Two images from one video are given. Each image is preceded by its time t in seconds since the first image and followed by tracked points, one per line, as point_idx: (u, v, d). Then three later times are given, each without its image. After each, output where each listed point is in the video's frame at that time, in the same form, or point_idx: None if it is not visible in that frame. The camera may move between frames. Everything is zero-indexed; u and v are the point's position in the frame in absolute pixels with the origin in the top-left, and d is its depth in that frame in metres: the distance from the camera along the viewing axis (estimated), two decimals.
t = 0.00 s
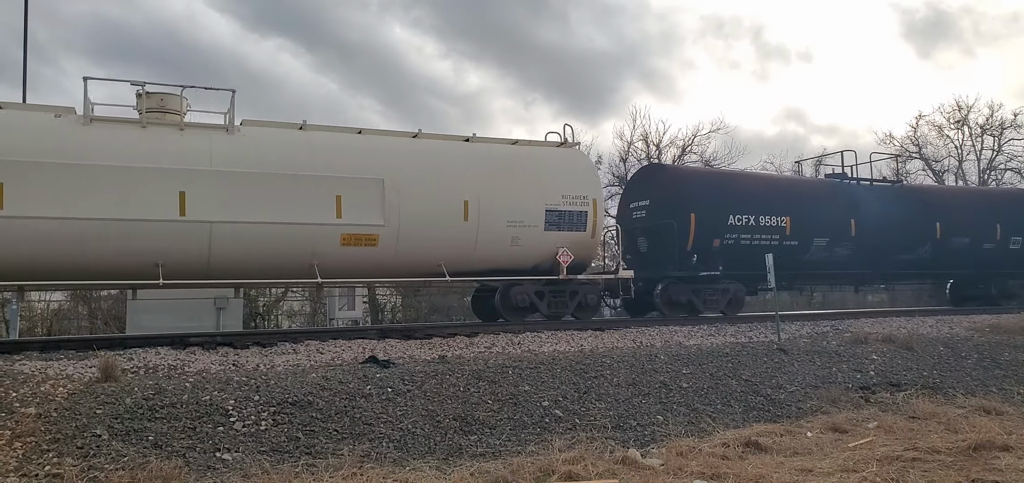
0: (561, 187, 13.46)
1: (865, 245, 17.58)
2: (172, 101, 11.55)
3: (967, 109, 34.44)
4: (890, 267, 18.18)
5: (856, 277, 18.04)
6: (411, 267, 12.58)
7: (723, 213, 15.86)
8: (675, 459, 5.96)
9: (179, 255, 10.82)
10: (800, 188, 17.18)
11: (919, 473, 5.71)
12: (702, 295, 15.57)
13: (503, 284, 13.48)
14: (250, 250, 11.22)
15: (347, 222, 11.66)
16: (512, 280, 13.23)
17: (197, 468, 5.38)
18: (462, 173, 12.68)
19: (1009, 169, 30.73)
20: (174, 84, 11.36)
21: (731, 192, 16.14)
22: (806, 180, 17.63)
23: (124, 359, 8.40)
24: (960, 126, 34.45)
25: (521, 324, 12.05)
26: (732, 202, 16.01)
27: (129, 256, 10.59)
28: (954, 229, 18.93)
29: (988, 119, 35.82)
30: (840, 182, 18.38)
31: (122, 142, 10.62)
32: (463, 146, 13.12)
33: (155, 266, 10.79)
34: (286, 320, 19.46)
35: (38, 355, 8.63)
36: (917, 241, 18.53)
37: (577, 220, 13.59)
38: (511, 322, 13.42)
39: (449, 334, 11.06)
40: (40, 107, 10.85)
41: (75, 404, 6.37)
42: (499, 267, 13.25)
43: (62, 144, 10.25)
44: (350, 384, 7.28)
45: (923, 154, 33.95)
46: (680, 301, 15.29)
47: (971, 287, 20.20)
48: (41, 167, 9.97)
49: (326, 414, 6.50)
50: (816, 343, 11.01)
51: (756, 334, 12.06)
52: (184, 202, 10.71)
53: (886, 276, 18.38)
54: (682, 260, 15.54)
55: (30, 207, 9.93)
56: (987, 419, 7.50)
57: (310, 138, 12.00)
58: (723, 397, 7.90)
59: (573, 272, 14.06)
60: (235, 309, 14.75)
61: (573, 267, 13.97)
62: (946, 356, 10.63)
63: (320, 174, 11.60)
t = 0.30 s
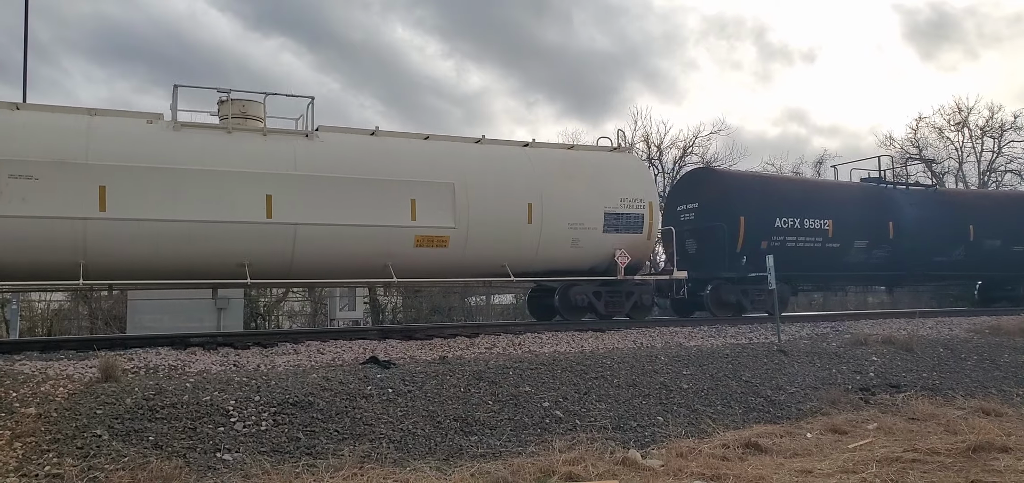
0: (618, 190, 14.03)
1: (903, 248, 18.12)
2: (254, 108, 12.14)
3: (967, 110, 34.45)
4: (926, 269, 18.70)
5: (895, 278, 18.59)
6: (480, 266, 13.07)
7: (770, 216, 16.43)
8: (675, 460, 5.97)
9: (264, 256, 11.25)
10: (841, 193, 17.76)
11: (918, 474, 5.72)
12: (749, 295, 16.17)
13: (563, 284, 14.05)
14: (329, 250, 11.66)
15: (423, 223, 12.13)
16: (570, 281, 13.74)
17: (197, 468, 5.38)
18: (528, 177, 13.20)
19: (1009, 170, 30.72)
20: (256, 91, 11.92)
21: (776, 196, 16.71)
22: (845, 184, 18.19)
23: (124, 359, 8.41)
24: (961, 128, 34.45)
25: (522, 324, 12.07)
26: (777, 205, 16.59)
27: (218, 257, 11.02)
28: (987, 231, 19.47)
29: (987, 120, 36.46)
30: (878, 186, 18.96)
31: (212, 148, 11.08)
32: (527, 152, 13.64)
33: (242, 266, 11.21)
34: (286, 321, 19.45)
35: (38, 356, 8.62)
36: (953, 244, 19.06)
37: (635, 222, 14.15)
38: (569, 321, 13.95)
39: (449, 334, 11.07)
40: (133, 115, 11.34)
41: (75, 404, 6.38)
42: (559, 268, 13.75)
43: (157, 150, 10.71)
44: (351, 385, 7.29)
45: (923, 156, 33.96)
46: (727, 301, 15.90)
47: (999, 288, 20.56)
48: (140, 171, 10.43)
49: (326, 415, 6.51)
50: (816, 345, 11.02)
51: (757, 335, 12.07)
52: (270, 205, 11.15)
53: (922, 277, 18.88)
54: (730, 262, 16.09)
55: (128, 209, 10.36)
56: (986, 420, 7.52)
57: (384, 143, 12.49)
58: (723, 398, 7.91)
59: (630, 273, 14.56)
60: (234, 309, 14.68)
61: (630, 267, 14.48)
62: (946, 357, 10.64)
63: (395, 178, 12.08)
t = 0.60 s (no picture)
0: (671, 194, 14.53)
1: (938, 249, 18.59)
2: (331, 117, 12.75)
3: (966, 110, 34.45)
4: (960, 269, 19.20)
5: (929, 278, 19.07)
6: (543, 267, 13.59)
7: (814, 218, 16.85)
8: (676, 461, 5.97)
9: (343, 258, 11.76)
10: (878, 196, 18.22)
11: (918, 474, 5.73)
12: (794, 295, 16.74)
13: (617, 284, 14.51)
14: (403, 250, 12.18)
15: (492, 226, 12.65)
16: (625, 282, 14.16)
17: (198, 470, 5.38)
18: (588, 181, 13.75)
19: (1009, 171, 30.75)
20: (332, 100, 12.48)
21: (819, 199, 17.15)
22: (880, 188, 18.61)
23: (124, 361, 8.41)
24: (961, 129, 34.48)
25: (523, 325, 12.09)
26: (820, 207, 17.03)
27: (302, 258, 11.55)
28: (1015, 233, 20.03)
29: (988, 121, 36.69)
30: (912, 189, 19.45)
31: (295, 155, 11.67)
32: (585, 158, 14.20)
33: (323, 267, 11.73)
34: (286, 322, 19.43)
35: (38, 358, 8.60)
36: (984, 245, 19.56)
37: (688, 223, 14.64)
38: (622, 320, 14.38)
39: (449, 335, 11.06)
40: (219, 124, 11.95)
41: (75, 406, 6.38)
42: (614, 269, 14.27)
43: (244, 156, 11.30)
44: (351, 386, 7.29)
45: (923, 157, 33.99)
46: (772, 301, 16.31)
47: None
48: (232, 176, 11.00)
49: (327, 416, 6.50)
50: (816, 345, 11.03)
51: (757, 335, 12.09)
52: (351, 208, 11.70)
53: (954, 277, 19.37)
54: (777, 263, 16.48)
55: (223, 213, 10.93)
56: (986, 420, 7.52)
57: (453, 151, 13.04)
58: (724, 399, 7.91)
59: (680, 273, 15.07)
60: (235, 311, 14.68)
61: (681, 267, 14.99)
62: (946, 358, 10.65)
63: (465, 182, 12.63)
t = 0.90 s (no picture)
0: (721, 195, 14.78)
1: (970, 247, 19.00)
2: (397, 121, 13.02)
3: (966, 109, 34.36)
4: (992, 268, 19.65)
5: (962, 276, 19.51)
6: (603, 267, 13.92)
7: (854, 219, 17.20)
8: (677, 460, 5.97)
9: (415, 258, 12.11)
10: (913, 197, 18.60)
11: (920, 474, 5.72)
12: (834, 294, 17.01)
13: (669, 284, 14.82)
14: (471, 253, 12.49)
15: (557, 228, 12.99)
16: (676, 282, 14.43)
17: (199, 471, 5.38)
18: (646, 183, 14.05)
19: (1010, 170, 30.69)
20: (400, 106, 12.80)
21: (857, 200, 17.51)
22: (914, 188, 19.06)
23: (125, 362, 8.41)
24: (961, 127, 34.46)
25: (524, 325, 12.11)
26: (859, 208, 17.38)
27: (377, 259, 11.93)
28: None
29: (987, 120, 36.62)
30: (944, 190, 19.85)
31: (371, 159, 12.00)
32: (642, 161, 14.50)
33: (397, 267, 12.10)
34: (287, 322, 19.41)
35: (40, 359, 8.60)
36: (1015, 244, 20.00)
37: (737, 224, 14.90)
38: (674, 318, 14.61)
39: (449, 336, 11.05)
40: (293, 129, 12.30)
41: (76, 407, 6.38)
42: (667, 267, 14.51)
43: (322, 161, 11.65)
44: (352, 386, 7.29)
45: (923, 156, 33.96)
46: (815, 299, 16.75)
47: None
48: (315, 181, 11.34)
49: (327, 417, 6.51)
50: (817, 344, 11.03)
51: (758, 334, 12.10)
52: (423, 212, 12.04)
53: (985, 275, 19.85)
54: (820, 262, 16.80)
55: (306, 215, 11.30)
56: (987, 419, 7.51)
57: (516, 154, 13.34)
58: (725, 399, 7.90)
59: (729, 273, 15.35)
60: (236, 312, 14.68)
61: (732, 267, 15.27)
62: (947, 357, 10.63)
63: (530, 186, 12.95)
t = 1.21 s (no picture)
0: (768, 197, 15.11)
1: (1001, 249, 19.27)
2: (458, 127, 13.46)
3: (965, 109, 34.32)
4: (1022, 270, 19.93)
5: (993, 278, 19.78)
6: (660, 268, 14.23)
7: (890, 220, 17.49)
8: (677, 460, 5.97)
9: (482, 259, 12.40)
10: (946, 199, 18.87)
11: (919, 473, 5.72)
12: (873, 293, 17.21)
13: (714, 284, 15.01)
14: (532, 253, 12.81)
15: (616, 229, 13.34)
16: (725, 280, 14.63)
17: (199, 471, 5.38)
18: (699, 185, 14.40)
19: (1009, 171, 30.65)
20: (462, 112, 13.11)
21: (893, 202, 17.79)
22: (948, 191, 19.34)
23: (125, 362, 8.41)
24: (961, 127, 34.45)
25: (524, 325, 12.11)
26: (895, 210, 17.66)
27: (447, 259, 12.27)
28: None
29: (987, 120, 36.59)
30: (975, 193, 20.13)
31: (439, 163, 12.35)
32: (693, 164, 14.86)
33: (463, 268, 12.41)
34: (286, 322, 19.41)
35: (39, 360, 8.59)
36: None
37: (784, 225, 15.21)
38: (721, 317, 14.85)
39: (449, 336, 11.05)
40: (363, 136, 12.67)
41: (76, 407, 6.38)
42: (718, 267, 14.80)
43: (394, 165, 12.00)
44: (352, 386, 7.30)
45: (923, 156, 33.94)
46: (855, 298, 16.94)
47: None
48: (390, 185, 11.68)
49: (327, 417, 6.51)
50: (816, 344, 11.04)
51: (758, 334, 12.11)
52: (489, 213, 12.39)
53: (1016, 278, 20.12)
54: (858, 262, 17.05)
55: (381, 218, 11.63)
56: (987, 419, 7.52)
57: (573, 159, 13.69)
58: (724, 399, 7.90)
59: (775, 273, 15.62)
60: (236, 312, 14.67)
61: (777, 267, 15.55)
62: (947, 357, 10.64)
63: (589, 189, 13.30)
